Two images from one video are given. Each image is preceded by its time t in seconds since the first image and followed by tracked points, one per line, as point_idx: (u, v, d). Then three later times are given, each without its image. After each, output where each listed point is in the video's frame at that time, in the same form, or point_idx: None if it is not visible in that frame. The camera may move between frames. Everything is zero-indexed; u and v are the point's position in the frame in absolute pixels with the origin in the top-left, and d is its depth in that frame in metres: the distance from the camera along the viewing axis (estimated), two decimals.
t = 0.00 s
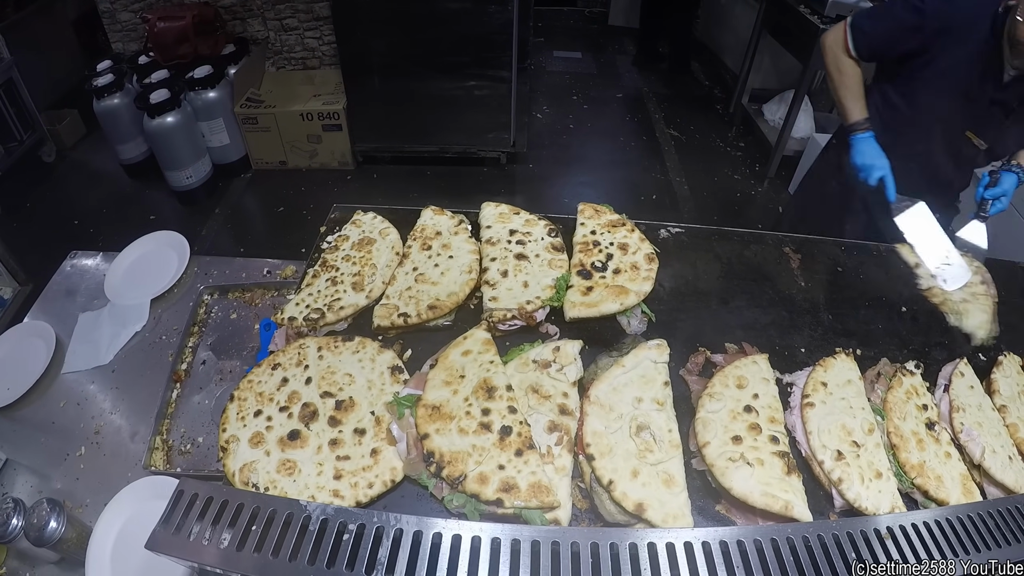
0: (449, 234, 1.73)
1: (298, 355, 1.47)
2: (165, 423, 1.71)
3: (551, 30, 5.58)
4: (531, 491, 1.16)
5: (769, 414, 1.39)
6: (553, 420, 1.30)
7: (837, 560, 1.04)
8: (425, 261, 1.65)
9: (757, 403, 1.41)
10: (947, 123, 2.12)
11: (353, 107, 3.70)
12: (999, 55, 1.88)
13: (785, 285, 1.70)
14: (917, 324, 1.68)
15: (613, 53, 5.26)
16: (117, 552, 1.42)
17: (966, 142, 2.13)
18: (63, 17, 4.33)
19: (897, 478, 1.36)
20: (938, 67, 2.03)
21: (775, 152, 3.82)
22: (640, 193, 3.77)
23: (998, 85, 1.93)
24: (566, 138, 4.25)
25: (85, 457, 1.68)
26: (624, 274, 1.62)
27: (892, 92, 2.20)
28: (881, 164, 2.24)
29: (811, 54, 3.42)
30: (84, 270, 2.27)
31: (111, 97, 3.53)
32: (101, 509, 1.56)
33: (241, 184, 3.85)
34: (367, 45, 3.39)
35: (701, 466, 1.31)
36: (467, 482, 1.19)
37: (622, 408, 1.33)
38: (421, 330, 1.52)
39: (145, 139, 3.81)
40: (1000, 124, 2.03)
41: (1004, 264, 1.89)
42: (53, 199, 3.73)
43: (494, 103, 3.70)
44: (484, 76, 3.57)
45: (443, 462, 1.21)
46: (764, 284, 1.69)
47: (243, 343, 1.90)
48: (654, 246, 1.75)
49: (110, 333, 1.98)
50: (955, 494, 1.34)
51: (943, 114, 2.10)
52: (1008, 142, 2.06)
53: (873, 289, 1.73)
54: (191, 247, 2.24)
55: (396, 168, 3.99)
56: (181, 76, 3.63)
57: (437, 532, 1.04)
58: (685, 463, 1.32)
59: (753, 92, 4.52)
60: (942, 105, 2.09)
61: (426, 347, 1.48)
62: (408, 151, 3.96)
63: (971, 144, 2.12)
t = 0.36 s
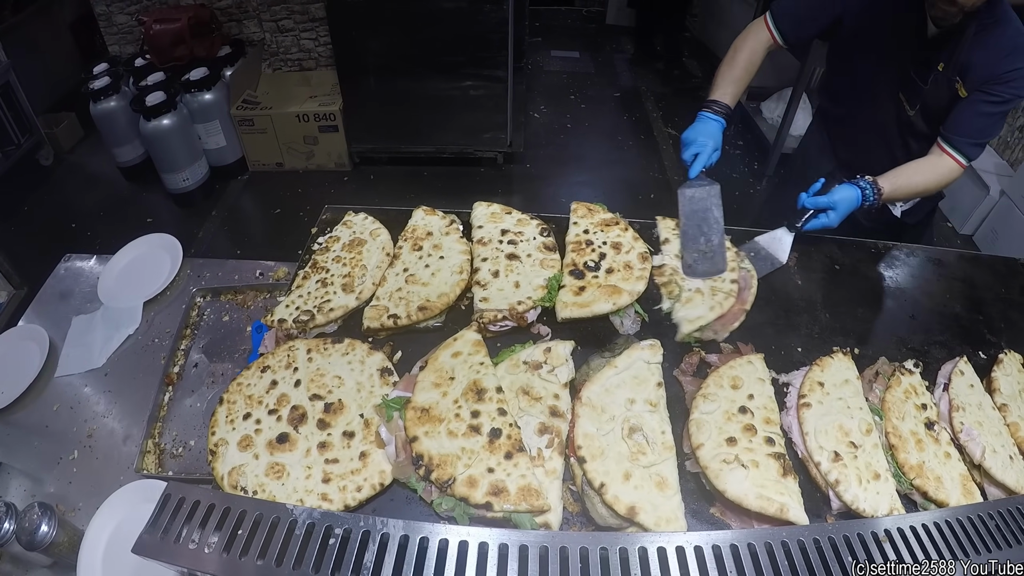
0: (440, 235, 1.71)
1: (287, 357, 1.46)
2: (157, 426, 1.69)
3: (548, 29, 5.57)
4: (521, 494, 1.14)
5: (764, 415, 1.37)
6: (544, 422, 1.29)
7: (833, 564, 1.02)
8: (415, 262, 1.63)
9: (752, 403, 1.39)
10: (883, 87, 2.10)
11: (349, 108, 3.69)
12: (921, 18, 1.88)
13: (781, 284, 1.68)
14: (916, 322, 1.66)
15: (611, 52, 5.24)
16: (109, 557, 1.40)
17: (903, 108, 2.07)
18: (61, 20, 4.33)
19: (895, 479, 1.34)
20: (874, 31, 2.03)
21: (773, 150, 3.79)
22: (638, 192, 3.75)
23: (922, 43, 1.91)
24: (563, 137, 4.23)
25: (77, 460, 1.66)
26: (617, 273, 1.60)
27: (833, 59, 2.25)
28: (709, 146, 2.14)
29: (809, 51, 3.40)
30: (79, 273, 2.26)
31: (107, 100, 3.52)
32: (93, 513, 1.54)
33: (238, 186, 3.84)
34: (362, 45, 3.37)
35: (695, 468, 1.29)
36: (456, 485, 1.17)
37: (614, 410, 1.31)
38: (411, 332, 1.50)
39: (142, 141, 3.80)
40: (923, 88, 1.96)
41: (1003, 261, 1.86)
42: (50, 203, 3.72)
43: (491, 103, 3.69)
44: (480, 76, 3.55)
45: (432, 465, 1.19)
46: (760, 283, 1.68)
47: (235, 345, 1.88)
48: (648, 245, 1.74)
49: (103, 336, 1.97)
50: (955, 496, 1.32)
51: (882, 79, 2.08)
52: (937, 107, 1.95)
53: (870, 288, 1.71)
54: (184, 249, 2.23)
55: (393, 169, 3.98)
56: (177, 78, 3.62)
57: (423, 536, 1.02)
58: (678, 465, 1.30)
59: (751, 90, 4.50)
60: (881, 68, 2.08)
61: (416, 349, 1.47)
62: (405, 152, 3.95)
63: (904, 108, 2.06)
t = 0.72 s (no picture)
0: (442, 233, 1.71)
1: (290, 357, 1.46)
2: (159, 426, 1.69)
3: (547, 29, 5.57)
4: (525, 491, 1.15)
5: (767, 411, 1.37)
6: (547, 419, 1.29)
7: (837, 559, 1.02)
8: (417, 261, 1.63)
9: (755, 399, 1.39)
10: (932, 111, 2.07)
11: (349, 108, 3.69)
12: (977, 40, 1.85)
13: (781, 281, 1.69)
14: (917, 318, 1.66)
15: (610, 51, 5.24)
16: (112, 558, 1.40)
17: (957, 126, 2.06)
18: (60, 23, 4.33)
19: (898, 474, 1.34)
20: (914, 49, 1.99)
21: (772, 148, 3.79)
22: (638, 190, 3.75)
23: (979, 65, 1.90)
24: (563, 136, 4.24)
25: (80, 461, 1.66)
26: (619, 271, 1.61)
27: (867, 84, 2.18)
28: (891, 142, 2.08)
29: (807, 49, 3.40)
30: (80, 274, 2.27)
31: (106, 101, 3.52)
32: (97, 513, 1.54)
33: (238, 187, 3.84)
34: (362, 45, 3.37)
35: (698, 464, 1.30)
36: (461, 482, 1.17)
37: (617, 406, 1.32)
38: (414, 330, 1.51)
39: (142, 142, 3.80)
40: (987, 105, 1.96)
41: (1004, 256, 1.87)
42: (50, 205, 3.72)
43: (490, 102, 3.69)
44: (479, 76, 3.56)
45: (436, 462, 1.19)
46: (760, 279, 1.69)
47: (237, 345, 1.89)
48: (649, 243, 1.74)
49: (105, 337, 1.97)
50: (957, 490, 1.32)
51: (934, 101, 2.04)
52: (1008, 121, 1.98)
53: (870, 284, 1.72)
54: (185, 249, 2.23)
55: (393, 169, 3.98)
56: (176, 80, 3.62)
57: (427, 533, 1.02)
58: (682, 461, 1.30)
59: (749, 88, 4.51)
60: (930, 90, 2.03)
61: (419, 347, 1.47)
62: (405, 152, 3.95)
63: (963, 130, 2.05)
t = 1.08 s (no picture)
0: (444, 231, 1.72)
1: (294, 354, 1.47)
2: (163, 426, 1.69)
3: (544, 28, 5.58)
4: (529, 486, 1.15)
5: (769, 404, 1.38)
6: (551, 414, 1.29)
7: (840, 550, 1.03)
8: (419, 259, 1.64)
9: (756, 393, 1.40)
10: None
11: (348, 108, 3.70)
12: None
13: (782, 276, 1.70)
14: (917, 312, 1.67)
15: (608, 50, 5.25)
16: (117, 557, 1.40)
17: None
18: (58, 25, 4.33)
19: (899, 466, 1.34)
20: None
21: (770, 146, 3.80)
22: (637, 189, 3.76)
23: None
24: (562, 136, 4.25)
25: (84, 462, 1.66)
26: (620, 267, 1.62)
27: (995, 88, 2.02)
28: None
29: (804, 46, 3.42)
30: (82, 275, 2.27)
31: (106, 103, 3.52)
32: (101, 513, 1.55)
33: (238, 188, 3.84)
34: (362, 46, 3.38)
35: (701, 458, 1.31)
36: (465, 478, 1.18)
37: (620, 401, 1.33)
38: (416, 327, 1.51)
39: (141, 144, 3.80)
40: None
41: (1002, 250, 1.88)
42: (50, 207, 3.72)
43: (490, 102, 3.70)
44: (478, 75, 3.56)
45: (441, 458, 1.20)
46: (760, 275, 1.70)
47: (240, 344, 1.89)
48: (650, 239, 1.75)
49: (107, 337, 1.97)
50: (958, 482, 1.33)
51: None
52: None
53: (870, 279, 1.72)
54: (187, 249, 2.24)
55: (392, 169, 3.99)
56: (175, 81, 3.62)
57: (433, 528, 1.03)
58: (685, 456, 1.31)
59: (747, 86, 4.53)
60: None
61: (422, 344, 1.48)
62: (404, 152, 3.95)
63: None
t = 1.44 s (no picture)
0: (437, 228, 1.69)
1: (284, 354, 1.44)
2: (154, 428, 1.66)
3: (540, 26, 5.56)
4: (523, 487, 1.13)
5: (768, 402, 1.35)
6: (545, 413, 1.27)
7: (843, 551, 1.00)
8: (412, 256, 1.61)
9: (755, 391, 1.37)
10: None
11: (343, 107, 3.67)
12: None
13: (781, 272, 1.67)
14: (917, 307, 1.64)
15: (604, 48, 5.23)
16: (106, 562, 1.37)
17: None
18: (51, 27, 4.31)
19: (901, 464, 1.32)
20: None
21: (768, 142, 3.78)
22: (635, 186, 3.73)
23: None
24: (559, 133, 4.22)
25: (75, 465, 1.63)
26: (615, 263, 1.59)
27: None
28: None
29: (801, 41, 3.39)
30: (73, 276, 2.24)
31: (99, 105, 3.49)
32: (91, 517, 1.52)
33: (233, 189, 3.81)
34: (356, 45, 3.36)
35: (700, 457, 1.28)
36: (458, 479, 1.15)
37: (615, 400, 1.30)
38: (409, 326, 1.49)
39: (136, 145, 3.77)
40: None
41: (1004, 244, 1.85)
42: (44, 209, 3.69)
43: (486, 100, 3.67)
44: (474, 73, 3.53)
45: (433, 459, 1.17)
46: (759, 271, 1.67)
47: (231, 345, 1.86)
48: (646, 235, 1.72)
49: (98, 339, 1.94)
50: (962, 479, 1.30)
51: None
52: None
53: (870, 273, 1.70)
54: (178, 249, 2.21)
55: (387, 168, 3.96)
56: (169, 82, 3.59)
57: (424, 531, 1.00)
58: (683, 455, 1.28)
59: (744, 82, 4.50)
60: None
61: (414, 343, 1.46)
62: (399, 151, 3.93)
63: None
